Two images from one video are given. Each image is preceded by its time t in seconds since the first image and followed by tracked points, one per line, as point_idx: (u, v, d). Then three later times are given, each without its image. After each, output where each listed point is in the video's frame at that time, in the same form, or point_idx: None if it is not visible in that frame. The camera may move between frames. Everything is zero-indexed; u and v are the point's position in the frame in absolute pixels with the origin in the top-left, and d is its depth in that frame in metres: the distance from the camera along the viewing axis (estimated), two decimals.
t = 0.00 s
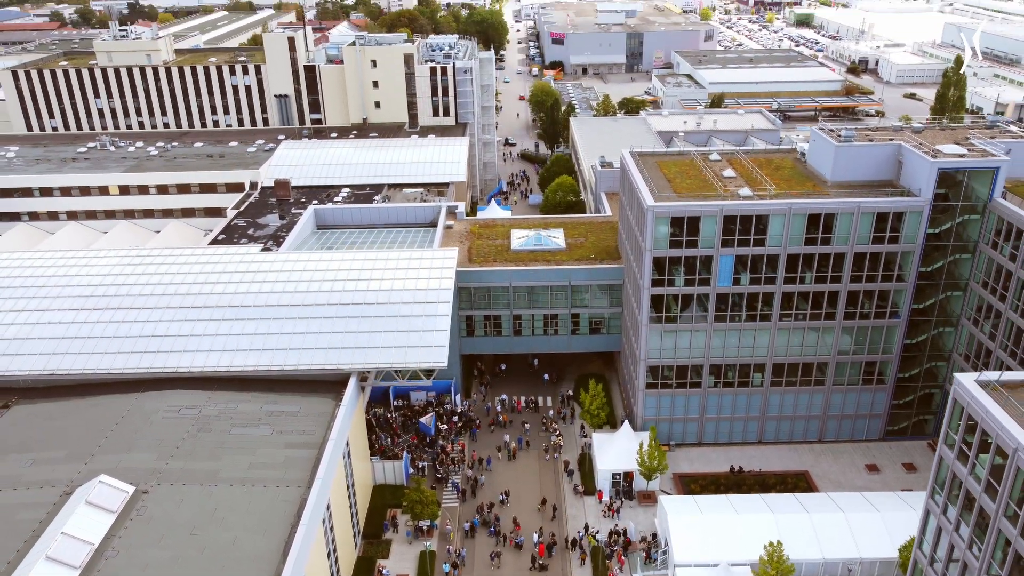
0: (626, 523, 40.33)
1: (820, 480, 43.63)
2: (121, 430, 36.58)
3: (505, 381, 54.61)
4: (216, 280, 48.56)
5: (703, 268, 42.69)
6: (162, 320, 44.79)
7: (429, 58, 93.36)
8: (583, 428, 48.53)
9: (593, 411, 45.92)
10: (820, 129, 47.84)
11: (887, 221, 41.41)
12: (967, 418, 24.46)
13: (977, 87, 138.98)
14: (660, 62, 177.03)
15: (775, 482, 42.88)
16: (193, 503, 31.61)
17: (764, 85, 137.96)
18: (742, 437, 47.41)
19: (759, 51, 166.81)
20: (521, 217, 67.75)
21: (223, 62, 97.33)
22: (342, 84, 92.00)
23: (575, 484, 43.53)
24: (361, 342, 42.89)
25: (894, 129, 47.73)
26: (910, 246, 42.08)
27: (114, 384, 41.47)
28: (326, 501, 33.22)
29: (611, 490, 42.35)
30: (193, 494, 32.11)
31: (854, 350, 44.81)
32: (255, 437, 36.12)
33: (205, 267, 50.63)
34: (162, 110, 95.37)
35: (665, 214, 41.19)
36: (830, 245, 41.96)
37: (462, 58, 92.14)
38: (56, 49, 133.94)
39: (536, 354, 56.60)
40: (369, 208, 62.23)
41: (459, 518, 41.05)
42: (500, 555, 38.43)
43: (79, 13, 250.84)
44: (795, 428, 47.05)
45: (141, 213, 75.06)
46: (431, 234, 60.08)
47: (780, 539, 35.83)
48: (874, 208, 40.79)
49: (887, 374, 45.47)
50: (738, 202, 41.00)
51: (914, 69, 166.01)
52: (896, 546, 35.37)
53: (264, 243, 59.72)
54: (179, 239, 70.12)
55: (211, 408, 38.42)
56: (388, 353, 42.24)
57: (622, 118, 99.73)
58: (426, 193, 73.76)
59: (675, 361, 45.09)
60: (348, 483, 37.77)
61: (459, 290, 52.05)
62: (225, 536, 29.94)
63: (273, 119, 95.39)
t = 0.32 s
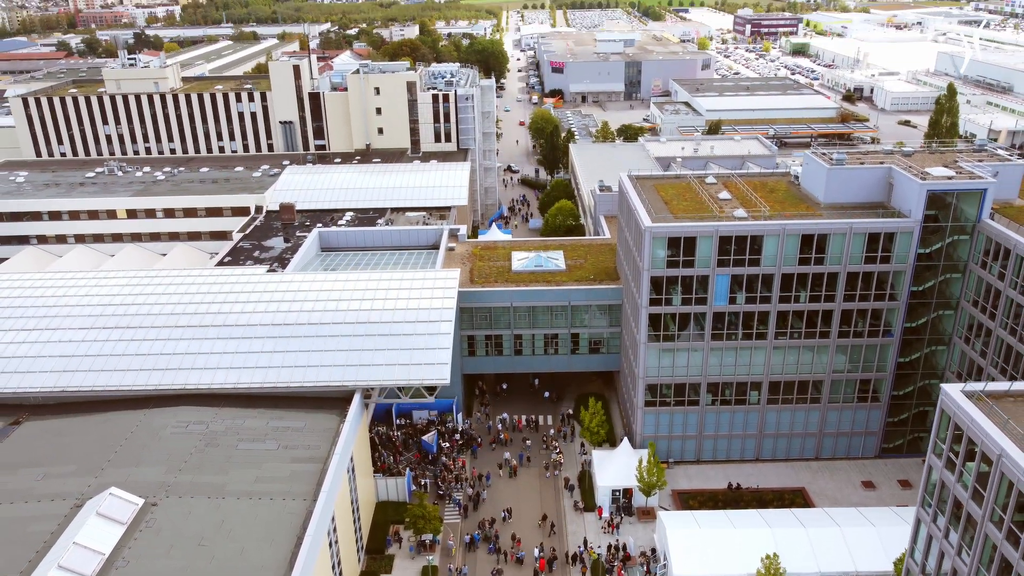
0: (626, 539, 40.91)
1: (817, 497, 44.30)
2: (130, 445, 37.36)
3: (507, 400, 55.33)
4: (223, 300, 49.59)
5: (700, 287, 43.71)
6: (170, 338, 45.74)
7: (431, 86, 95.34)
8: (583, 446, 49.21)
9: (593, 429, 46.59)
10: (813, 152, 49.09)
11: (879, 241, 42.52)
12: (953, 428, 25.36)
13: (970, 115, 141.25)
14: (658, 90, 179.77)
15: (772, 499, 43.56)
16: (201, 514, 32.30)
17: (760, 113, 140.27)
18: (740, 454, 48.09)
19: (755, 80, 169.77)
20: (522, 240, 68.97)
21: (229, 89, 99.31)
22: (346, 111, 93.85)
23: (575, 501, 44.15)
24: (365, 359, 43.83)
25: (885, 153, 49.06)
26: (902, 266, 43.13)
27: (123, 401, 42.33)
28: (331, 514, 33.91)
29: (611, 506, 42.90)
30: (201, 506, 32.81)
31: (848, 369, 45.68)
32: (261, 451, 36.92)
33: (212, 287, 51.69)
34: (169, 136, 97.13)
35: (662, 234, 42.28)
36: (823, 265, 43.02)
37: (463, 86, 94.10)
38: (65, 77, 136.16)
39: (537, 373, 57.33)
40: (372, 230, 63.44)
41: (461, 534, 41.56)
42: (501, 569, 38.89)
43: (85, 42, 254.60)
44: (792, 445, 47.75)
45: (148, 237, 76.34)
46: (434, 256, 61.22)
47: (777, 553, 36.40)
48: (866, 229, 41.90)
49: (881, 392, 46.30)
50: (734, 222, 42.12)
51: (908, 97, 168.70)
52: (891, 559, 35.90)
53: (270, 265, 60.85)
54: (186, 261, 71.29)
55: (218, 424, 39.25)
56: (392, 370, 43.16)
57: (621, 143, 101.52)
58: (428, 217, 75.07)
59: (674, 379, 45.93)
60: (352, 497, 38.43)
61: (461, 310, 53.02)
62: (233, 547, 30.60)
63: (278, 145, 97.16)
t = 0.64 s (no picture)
0: (625, 555, 41.47)
1: (813, 514, 44.96)
2: (138, 460, 38.11)
3: (508, 419, 55.93)
4: (230, 320, 50.62)
5: (696, 307, 44.74)
6: (178, 356, 46.70)
7: (433, 112, 97.23)
8: (583, 464, 49.84)
9: (592, 448, 47.24)
10: (806, 176, 50.37)
11: (871, 262, 43.59)
12: (941, 438, 26.20)
13: (963, 141, 143.44)
14: (656, 118, 182.45)
15: (770, 516, 44.31)
16: (209, 527, 32.98)
17: (757, 139, 142.44)
18: (737, 472, 48.74)
19: (751, 108, 172.45)
20: (523, 262, 70.14)
21: (235, 116, 101.19)
22: (350, 137, 95.64)
23: (575, 518, 44.76)
24: (369, 377, 44.75)
25: (876, 177, 50.37)
26: (894, 286, 44.17)
27: (132, 418, 43.25)
28: (335, 527, 34.58)
29: (611, 523, 43.48)
30: (209, 518, 33.49)
31: (843, 388, 46.53)
32: (267, 466, 37.71)
33: (219, 308, 52.75)
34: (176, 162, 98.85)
35: (659, 255, 43.37)
36: (817, 285, 44.04)
37: (465, 113, 96.00)
38: (73, 105, 138.47)
39: (537, 393, 58.04)
40: (375, 253, 64.61)
41: (463, 550, 42.03)
42: None
43: (91, 71, 258.70)
44: (789, 463, 48.41)
45: (154, 259, 77.54)
46: (436, 278, 62.31)
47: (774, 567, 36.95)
48: (857, 250, 43.00)
49: (876, 411, 47.08)
50: (729, 244, 43.21)
51: (903, 124, 171.22)
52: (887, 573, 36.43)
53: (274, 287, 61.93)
54: (192, 284, 72.41)
55: (225, 440, 40.06)
56: (396, 388, 44.03)
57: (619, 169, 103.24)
58: (430, 240, 76.34)
59: (672, 397, 46.75)
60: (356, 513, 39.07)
61: (463, 331, 53.91)
62: (240, 558, 31.25)
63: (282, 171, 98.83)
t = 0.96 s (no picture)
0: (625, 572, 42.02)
1: (810, 531, 45.56)
2: (146, 477, 38.84)
3: (509, 440, 56.56)
4: (236, 340, 51.57)
5: (694, 327, 45.70)
6: (184, 376, 47.58)
7: (436, 140, 99.04)
8: (583, 484, 50.44)
9: (593, 466, 47.85)
10: (800, 201, 51.60)
11: (863, 283, 44.65)
12: (930, 450, 27.08)
13: (958, 169, 145.46)
14: (655, 146, 184.93)
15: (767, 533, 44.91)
16: (216, 540, 33.64)
17: (754, 166, 144.46)
18: (735, 491, 49.36)
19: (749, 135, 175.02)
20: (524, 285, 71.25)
21: (241, 143, 103.01)
22: (353, 164, 97.33)
23: (575, 535, 45.42)
24: (373, 396, 45.60)
25: (868, 201, 51.63)
26: (886, 306, 45.16)
27: (139, 437, 44.08)
28: (340, 542, 35.24)
29: (611, 540, 44.05)
30: (216, 533, 34.15)
31: (838, 407, 47.31)
32: (273, 483, 38.44)
33: (225, 329, 53.70)
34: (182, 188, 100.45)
35: (656, 276, 44.42)
36: (811, 306, 45.05)
37: (467, 140, 97.80)
38: (81, 132, 140.71)
39: (538, 414, 58.75)
40: (378, 276, 65.73)
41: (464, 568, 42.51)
42: None
43: (97, 100, 262.69)
44: (786, 482, 49.03)
45: (160, 283, 78.65)
46: (438, 300, 63.36)
47: None
48: (850, 271, 44.08)
49: (871, 430, 47.79)
50: (725, 265, 44.29)
51: (899, 152, 173.54)
52: None
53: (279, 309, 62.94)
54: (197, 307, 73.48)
55: (232, 458, 40.82)
56: (399, 407, 44.89)
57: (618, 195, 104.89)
58: (432, 264, 77.56)
59: (670, 416, 47.52)
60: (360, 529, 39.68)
61: (465, 352, 54.77)
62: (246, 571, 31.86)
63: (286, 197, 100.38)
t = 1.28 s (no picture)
0: None
1: (808, 549, 46.09)
2: (153, 494, 39.55)
3: (509, 461, 57.14)
4: (242, 361, 52.49)
5: (691, 348, 46.60)
6: (191, 396, 48.40)
7: (437, 166, 100.77)
8: (583, 503, 50.99)
9: (593, 486, 48.44)
10: (794, 225, 52.87)
11: (856, 305, 45.66)
12: (919, 463, 27.92)
13: (954, 195, 147.15)
14: (654, 173, 187.12)
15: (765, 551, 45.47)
16: (223, 555, 34.27)
17: (752, 193, 146.24)
18: (733, 511, 49.96)
19: (746, 163, 177.22)
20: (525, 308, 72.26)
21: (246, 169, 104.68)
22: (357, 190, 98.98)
23: (576, 553, 45.97)
24: (376, 415, 46.40)
25: (861, 224, 52.91)
26: (879, 327, 46.10)
27: (147, 455, 44.90)
28: (344, 558, 35.86)
29: (611, 559, 44.58)
30: (223, 548, 34.77)
31: (834, 428, 48.06)
32: (279, 499, 39.20)
33: (231, 350, 54.66)
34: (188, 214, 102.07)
35: (654, 297, 45.45)
36: (806, 327, 46.02)
37: (468, 166, 99.54)
38: (88, 159, 142.74)
39: (539, 435, 59.43)
40: (382, 299, 66.80)
41: None
42: None
43: (101, 127, 266.54)
44: (783, 501, 49.62)
45: (165, 307, 79.69)
46: (440, 323, 64.38)
47: None
48: (843, 293, 45.13)
49: (867, 450, 48.50)
50: (721, 287, 45.35)
51: (895, 179, 175.54)
52: None
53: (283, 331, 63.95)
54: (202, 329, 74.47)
55: (238, 475, 41.59)
56: (402, 425, 45.73)
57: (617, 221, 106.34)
58: (434, 287, 78.72)
59: (668, 436, 48.27)
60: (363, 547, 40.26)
61: (466, 374, 55.60)
62: None
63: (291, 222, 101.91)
